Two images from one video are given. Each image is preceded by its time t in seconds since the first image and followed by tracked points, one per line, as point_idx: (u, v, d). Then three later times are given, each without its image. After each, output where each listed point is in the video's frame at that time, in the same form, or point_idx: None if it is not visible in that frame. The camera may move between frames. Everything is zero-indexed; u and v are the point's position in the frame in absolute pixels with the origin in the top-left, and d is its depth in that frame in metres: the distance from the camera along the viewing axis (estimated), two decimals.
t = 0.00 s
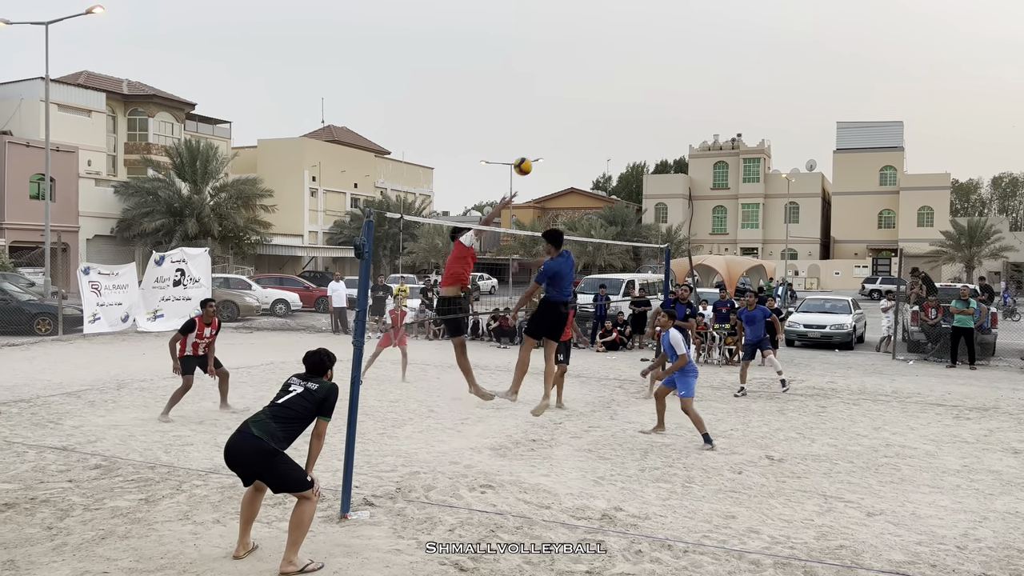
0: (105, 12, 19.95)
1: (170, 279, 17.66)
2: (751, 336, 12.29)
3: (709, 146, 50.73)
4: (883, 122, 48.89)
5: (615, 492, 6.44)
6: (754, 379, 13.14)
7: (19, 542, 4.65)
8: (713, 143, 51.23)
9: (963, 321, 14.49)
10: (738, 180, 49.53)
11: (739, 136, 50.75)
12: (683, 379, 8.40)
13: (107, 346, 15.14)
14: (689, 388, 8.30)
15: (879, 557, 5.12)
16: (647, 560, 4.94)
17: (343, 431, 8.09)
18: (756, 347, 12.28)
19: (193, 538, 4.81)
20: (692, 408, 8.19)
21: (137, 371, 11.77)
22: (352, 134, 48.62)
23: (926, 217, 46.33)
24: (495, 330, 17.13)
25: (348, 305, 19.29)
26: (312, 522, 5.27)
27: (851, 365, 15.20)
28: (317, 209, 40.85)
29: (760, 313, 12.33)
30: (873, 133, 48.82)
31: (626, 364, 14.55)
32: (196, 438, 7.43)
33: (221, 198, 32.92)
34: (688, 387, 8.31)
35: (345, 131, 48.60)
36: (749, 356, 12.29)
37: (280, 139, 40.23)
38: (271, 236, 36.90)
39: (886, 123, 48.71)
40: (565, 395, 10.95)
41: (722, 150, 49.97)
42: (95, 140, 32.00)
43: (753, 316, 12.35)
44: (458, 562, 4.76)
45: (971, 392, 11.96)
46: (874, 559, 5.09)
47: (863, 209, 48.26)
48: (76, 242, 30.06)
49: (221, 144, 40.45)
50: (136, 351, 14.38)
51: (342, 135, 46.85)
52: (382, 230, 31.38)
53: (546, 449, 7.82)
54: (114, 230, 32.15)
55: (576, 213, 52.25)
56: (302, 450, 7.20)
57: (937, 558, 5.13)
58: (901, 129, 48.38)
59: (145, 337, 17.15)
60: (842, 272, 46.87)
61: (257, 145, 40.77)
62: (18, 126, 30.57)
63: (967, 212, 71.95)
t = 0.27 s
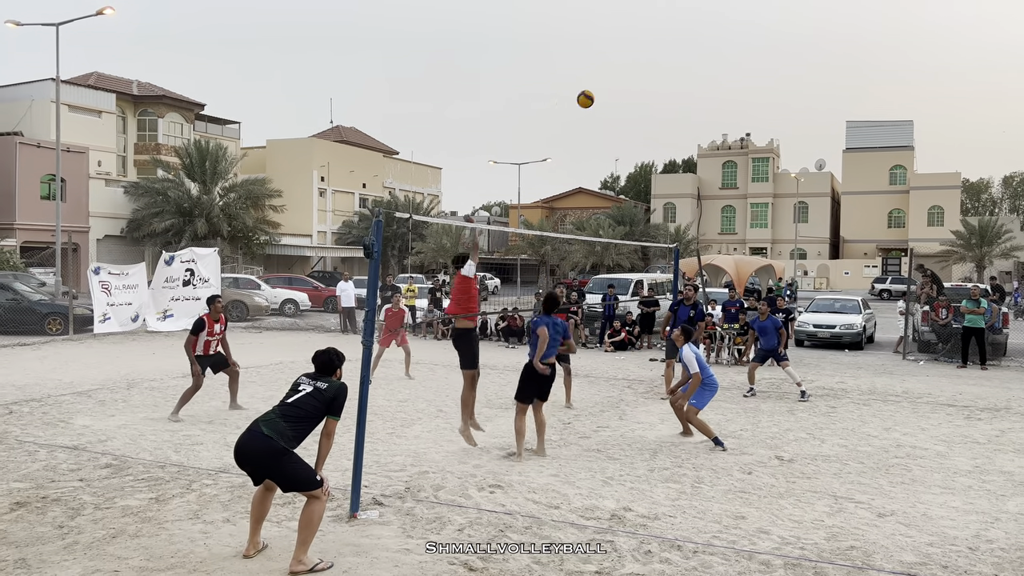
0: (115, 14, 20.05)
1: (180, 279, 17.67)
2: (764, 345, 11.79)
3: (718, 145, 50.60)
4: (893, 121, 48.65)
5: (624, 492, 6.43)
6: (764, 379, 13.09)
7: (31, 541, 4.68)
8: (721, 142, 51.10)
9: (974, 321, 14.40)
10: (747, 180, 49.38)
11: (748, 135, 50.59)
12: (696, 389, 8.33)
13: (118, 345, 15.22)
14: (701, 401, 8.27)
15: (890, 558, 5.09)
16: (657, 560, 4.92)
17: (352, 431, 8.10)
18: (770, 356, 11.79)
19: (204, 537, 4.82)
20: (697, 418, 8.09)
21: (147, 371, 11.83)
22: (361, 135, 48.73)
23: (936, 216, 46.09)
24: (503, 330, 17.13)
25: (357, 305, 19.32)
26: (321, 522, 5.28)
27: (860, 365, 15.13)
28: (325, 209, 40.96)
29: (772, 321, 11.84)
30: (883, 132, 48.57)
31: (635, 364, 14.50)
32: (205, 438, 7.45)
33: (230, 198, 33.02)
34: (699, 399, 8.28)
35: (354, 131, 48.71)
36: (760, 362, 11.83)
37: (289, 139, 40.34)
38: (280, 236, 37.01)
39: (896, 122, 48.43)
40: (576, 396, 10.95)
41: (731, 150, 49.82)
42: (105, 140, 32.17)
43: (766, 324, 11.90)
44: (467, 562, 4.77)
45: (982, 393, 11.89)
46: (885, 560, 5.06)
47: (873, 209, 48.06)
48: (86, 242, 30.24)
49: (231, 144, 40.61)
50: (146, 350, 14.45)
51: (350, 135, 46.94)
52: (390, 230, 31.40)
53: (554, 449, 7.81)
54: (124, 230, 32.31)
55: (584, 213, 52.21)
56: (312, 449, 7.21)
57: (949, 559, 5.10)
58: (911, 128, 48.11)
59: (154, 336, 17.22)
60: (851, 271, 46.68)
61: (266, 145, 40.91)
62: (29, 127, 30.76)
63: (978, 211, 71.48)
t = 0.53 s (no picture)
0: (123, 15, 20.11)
1: (188, 278, 17.79)
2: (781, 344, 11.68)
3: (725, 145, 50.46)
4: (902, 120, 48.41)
5: (631, 492, 6.41)
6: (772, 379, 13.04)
7: (39, 539, 4.69)
8: (729, 142, 50.96)
9: (982, 321, 14.32)
10: (755, 179, 49.24)
11: (756, 134, 50.45)
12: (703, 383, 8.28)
13: (126, 345, 15.27)
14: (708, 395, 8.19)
15: (899, 558, 5.07)
16: (664, 560, 4.91)
17: (359, 430, 8.10)
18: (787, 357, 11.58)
19: (211, 536, 4.83)
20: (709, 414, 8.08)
21: (154, 370, 11.87)
22: (368, 135, 48.79)
23: (945, 216, 45.86)
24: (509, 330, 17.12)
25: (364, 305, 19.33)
26: (327, 520, 5.29)
27: (869, 365, 15.06)
28: (333, 209, 41.04)
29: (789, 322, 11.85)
30: (891, 131, 48.36)
31: (642, 364, 14.45)
32: (213, 437, 7.48)
33: (238, 198, 33.10)
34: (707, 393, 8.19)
35: (361, 131, 48.77)
36: (773, 363, 11.68)
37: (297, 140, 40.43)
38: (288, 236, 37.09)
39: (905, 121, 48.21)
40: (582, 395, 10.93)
41: (739, 149, 49.68)
42: (113, 141, 32.31)
43: (782, 325, 11.92)
44: (474, 561, 4.76)
45: (992, 393, 11.82)
46: (893, 560, 5.04)
47: (881, 208, 47.86)
48: (95, 242, 30.39)
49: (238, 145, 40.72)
50: (154, 350, 14.50)
51: (357, 135, 47.00)
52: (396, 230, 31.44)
53: (561, 449, 7.79)
54: (132, 230, 32.44)
55: (591, 213, 52.15)
56: (319, 448, 7.22)
57: (958, 559, 5.07)
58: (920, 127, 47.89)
59: (162, 336, 17.27)
60: (859, 271, 46.49)
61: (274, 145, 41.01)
62: (37, 128, 30.92)
63: (988, 210, 71.13)
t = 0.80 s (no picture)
0: (128, 15, 20.16)
1: (192, 278, 17.74)
2: (795, 340, 11.65)
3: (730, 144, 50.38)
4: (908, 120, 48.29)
5: (634, 491, 6.40)
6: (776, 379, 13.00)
7: (43, 538, 4.71)
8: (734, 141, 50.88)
9: (988, 321, 14.27)
10: (760, 179, 49.15)
11: (761, 134, 50.36)
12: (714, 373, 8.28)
13: (131, 344, 15.31)
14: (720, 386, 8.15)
15: (903, 558, 5.05)
16: (666, 559, 4.90)
17: (362, 429, 8.11)
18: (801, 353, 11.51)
19: (214, 535, 4.84)
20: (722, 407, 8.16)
21: (159, 370, 11.91)
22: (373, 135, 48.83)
23: (951, 216, 45.73)
24: (514, 330, 17.14)
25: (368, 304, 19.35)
26: (330, 520, 5.29)
27: (874, 365, 15.02)
28: (338, 209, 41.09)
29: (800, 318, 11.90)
30: (897, 131, 48.24)
31: (646, 364, 14.42)
32: (217, 436, 7.50)
33: (243, 198, 33.15)
34: (718, 385, 8.16)
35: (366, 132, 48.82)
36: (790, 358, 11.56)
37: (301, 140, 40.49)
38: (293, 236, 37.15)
39: (910, 120, 48.08)
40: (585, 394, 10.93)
41: (744, 149, 49.59)
42: (119, 141, 32.42)
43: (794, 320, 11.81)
44: (476, 560, 4.77)
45: (998, 393, 11.77)
46: (897, 560, 5.02)
47: (887, 208, 47.73)
48: (100, 242, 30.51)
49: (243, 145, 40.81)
50: (159, 349, 14.54)
51: (362, 135, 47.07)
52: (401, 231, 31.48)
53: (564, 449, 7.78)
54: (137, 231, 32.54)
55: (596, 213, 52.11)
56: (322, 448, 7.23)
57: (962, 559, 5.05)
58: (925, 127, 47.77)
59: (167, 336, 17.30)
60: (865, 271, 46.34)
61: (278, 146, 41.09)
62: (43, 129, 31.03)
63: (994, 210, 70.92)
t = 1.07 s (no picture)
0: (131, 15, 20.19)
1: (194, 278, 17.63)
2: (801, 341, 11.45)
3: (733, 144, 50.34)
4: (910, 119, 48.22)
5: (635, 491, 6.40)
6: (777, 379, 13.00)
7: (44, 537, 4.72)
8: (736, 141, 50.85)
9: (990, 320, 14.24)
10: (762, 179, 49.12)
11: (763, 133, 50.30)
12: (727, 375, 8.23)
13: (132, 344, 15.33)
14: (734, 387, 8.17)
15: (903, 558, 5.05)
16: (666, 559, 4.90)
17: (363, 429, 8.11)
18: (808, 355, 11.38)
19: (215, 535, 4.85)
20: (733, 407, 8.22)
21: (161, 370, 11.93)
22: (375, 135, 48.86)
23: (953, 215, 45.66)
24: (516, 330, 17.15)
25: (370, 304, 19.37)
26: (331, 519, 5.29)
27: (875, 365, 15.00)
28: (339, 209, 41.13)
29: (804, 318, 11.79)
30: (899, 130, 48.18)
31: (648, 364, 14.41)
32: (219, 436, 7.51)
33: (245, 198, 33.20)
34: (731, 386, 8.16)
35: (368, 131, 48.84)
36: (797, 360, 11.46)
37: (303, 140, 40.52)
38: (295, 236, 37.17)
39: (912, 120, 48.01)
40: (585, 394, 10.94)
41: (746, 148, 49.55)
42: (121, 141, 32.45)
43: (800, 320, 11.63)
44: (476, 560, 4.77)
45: (1000, 393, 11.75)
46: (897, 560, 5.02)
47: (889, 208, 47.67)
48: (102, 242, 30.56)
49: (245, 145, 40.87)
50: (161, 349, 14.57)
51: (364, 135, 47.11)
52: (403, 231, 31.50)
53: (565, 449, 7.78)
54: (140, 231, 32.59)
55: (598, 212, 52.12)
56: (322, 447, 7.24)
57: (962, 559, 5.05)
58: (928, 126, 47.69)
59: (169, 336, 17.34)
60: (867, 271, 46.27)
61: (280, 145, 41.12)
62: (46, 129, 31.08)
63: (997, 209, 70.80)
